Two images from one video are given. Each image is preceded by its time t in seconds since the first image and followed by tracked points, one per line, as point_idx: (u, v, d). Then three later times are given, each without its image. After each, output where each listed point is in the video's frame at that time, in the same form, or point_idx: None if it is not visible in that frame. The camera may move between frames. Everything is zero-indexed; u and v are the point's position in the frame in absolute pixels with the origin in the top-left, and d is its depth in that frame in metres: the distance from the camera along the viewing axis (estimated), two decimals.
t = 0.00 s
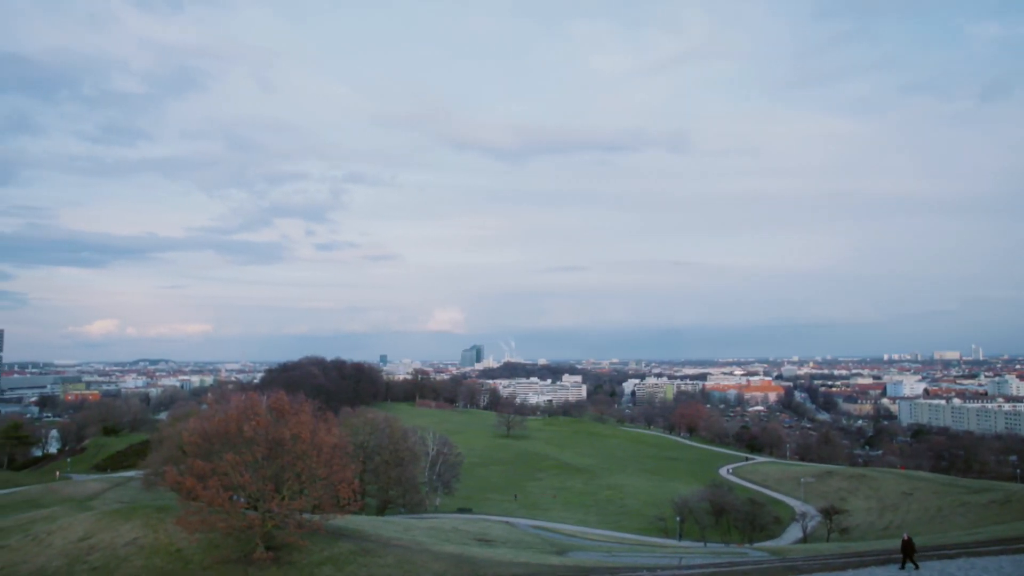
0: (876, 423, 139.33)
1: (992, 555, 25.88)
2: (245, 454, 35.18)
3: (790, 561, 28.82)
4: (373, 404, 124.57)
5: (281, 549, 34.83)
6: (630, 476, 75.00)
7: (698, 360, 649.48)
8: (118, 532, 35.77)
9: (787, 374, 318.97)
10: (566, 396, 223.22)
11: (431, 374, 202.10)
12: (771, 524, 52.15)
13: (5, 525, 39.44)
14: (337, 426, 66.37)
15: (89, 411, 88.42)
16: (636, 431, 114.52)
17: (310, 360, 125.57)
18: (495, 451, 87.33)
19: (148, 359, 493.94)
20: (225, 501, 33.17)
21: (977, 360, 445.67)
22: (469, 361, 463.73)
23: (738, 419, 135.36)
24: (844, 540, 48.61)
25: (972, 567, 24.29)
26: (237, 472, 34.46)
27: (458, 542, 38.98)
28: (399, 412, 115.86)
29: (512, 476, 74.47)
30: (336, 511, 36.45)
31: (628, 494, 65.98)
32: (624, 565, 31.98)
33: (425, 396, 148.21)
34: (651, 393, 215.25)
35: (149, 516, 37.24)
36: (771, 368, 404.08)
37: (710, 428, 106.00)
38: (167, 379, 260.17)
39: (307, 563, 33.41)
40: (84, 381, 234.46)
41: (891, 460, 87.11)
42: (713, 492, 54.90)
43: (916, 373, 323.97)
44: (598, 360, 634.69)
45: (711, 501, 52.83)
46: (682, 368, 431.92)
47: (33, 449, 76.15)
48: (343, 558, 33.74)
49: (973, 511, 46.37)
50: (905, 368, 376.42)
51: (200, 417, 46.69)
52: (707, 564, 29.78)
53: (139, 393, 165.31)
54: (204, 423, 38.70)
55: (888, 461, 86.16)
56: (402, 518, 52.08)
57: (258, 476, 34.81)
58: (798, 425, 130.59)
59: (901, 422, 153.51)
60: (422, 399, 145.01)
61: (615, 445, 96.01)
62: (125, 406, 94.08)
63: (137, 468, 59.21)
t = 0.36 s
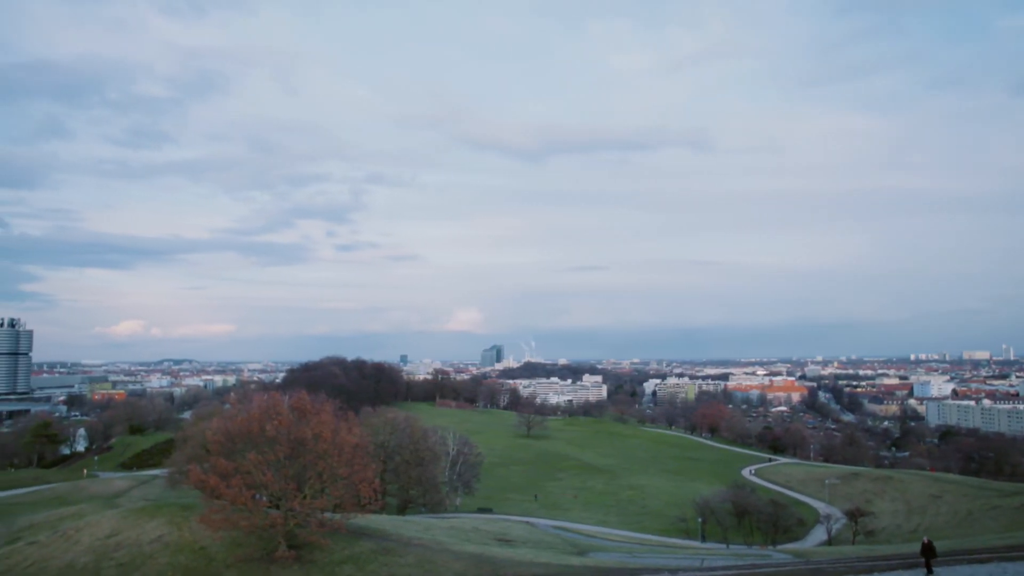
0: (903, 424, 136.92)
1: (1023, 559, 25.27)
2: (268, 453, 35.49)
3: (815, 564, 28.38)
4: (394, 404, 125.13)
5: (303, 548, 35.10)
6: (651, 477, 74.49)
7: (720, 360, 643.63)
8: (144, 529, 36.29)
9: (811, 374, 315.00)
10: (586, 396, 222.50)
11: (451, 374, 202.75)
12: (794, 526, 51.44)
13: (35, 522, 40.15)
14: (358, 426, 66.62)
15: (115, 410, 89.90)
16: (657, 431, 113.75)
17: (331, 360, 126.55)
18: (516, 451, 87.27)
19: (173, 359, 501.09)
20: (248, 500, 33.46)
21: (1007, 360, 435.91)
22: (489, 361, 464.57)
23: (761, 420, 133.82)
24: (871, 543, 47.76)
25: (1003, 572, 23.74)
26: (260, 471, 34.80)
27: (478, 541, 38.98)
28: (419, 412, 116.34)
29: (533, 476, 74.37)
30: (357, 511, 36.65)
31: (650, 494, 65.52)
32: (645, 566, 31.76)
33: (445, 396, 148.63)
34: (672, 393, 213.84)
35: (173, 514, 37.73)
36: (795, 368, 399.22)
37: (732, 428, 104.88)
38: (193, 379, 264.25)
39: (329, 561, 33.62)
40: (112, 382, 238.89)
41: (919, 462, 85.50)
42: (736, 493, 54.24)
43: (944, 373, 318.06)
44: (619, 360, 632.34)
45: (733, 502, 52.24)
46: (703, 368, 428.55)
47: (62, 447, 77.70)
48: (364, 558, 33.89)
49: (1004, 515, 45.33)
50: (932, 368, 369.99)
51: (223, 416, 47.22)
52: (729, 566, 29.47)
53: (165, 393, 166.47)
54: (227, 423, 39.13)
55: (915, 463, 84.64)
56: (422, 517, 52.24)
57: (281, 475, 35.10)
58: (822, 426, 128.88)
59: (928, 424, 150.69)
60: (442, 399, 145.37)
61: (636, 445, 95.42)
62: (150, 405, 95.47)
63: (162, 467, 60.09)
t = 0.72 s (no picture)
0: (928, 425, 134.67)
1: None
2: (287, 452, 35.71)
3: (838, 566, 27.93)
4: (412, 404, 125.53)
5: (322, 546, 35.34)
6: (669, 477, 73.96)
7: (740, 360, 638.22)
8: (167, 527, 36.78)
9: (833, 374, 311.15)
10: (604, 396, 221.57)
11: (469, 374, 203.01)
12: (815, 528, 50.77)
13: (60, 519, 40.77)
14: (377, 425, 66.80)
15: (138, 409, 91.21)
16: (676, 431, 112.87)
17: (349, 360, 127.36)
18: (534, 451, 87.16)
19: (195, 360, 507.85)
20: (267, 499, 33.71)
21: None
22: (508, 361, 464.78)
23: (783, 420, 132.33)
24: (895, 546, 46.91)
25: None
26: (280, 470, 35.04)
27: (496, 541, 38.95)
28: (437, 412, 116.62)
29: (551, 476, 74.27)
30: (376, 510, 36.78)
31: (669, 495, 65.06)
32: (664, 567, 31.51)
33: (463, 396, 148.86)
34: (691, 394, 212.33)
35: (195, 512, 38.23)
36: (816, 368, 394.43)
37: (753, 429, 103.69)
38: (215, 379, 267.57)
39: (348, 560, 33.78)
40: (136, 382, 242.61)
41: (944, 464, 84.02)
42: (756, 495, 53.65)
43: (971, 373, 312.55)
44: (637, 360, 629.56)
45: (753, 503, 51.65)
46: (723, 368, 425.42)
47: (86, 445, 79.01)
48: (383, 557, 34.01)
49: None
50: (958, 368, 363.51)
51: (243, 415, 47.67)
52: (750, 568, 29.10)
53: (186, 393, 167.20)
54: (247, 422, 39.44)
55: (940, 465, 83.18)
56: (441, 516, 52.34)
57: (300, 475, 35.28)
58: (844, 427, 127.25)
59: (954, 425, 148.13)
60: (461, 399, 145.54)
61: (655, 445, 94.80)
62: (172, 404, 96.69)
63: (184, 466, 60.83)
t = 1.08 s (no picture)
0: (957, 426, 132.03)
1: None
2: (310, 451, 35.89)
3: (864, 570, 27.48)
4: (432, 404, 125.89)
5: (344, 545, 35.57)
6: (692, 478, 73.29)
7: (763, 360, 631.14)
8: (192, 525, 37.29)
9: (859, 374, 306.40)
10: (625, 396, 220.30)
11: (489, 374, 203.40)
12: (841, 531, 49.92)
13: (89, 516, 41.55)
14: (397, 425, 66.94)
15: (162, 408, 92.62)
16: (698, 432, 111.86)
17: (370, 360, 128.09)
18: (554, 451, 87.01)
19: (218, 359, 513.83)
20: (290, 497, 33.92)
21: None
22: (529, 361, 464.52)
23: (807, 421, 130.51)
24: (923, 550, 45.95)
25: None
26: (301, 469, 35.27)
27: (517, 541, 38.85)
28: (457, 412, 116.93)
29: (571, 477, 74.04)
30: (397, 509, 36.90)
31: (691, 496, 64.46)
32: (686, 569, 31.28)
33: (483, 396, 148.97)
34: (713, 394, 210.28)
35: (219, 511, 38.77)
36: (841, 368, 388.69)
37: (776, 430, 102.42)
38: (239, 379, 271.23)
39: (369, 559, 33.95)
40: (162, 382, 246.84)
41: (974, 466, 82.34)
42: (780, 496, 52.92)
43: (1002, 373, 305.75)
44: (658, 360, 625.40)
45: (777, 505, 50.95)
46: (746, 368, 421.49)
47: (113, 444, 80.50)
48: (404, 555, 34.18)
49: None
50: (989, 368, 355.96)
51: (266, 415, 48.07)
52: (773, 570, 28.75)
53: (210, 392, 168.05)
54: (270, 421, 39.75)
55: (969, 467, 81.51)
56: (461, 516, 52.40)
57: (322, 474, 35.46)
58: (870, 428, 125.35)
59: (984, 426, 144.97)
60: (481, 399, 145.59)
61: (676, 446, 94.05)
62: (196, 404, 98.02)
63: (207, 464, 61.68)
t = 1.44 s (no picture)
0: (986, 428, 129.34)
1: None
2: (329, 450, 36.01)
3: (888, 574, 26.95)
4: (452, 404, 126.11)
5: (363, 544, 35.71)
6: (712, 479, 72.57)
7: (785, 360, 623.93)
8: (214, 523, 37.71)
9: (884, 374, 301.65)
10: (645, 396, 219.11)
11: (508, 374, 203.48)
12: (866, 533, 49.07)
13: (114, 513, 42.20)
14: (417, 424, 67.03)
15: (185, 408, 93.90)
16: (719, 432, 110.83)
17: (390, 360, 128.69)
18: (574, 451, 86.78)
19: (239, 359, 519.33)
20: (310, 496, 34.09)
21: None
22: (548, 360, 463.76)
23: (831, 421, 128.92)
24: (951, 554, 44.97)
25: None
26: (322, 468, 35.46)
27: (536, 542, 38.81)
28: (477, 412, 117.10)
29: (591, 477, 73.76)
30: (416, 509, 36.94)
31: (712, 497, 63.91)
32: (706, 571, 30.94)
33: (503, 396, 149.01)
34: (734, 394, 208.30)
35: (241, 510, 39.16)
36: (865, 368, 383.30)
37: (799, 430, 101.10)
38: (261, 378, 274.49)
39: (388, 558, 34.01)
40: (185, 381, 250.47)
41: (1003, 468, 80.54)
42: (803, 498, 52.18)
43: None
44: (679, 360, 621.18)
45: (800, 507, 50.22)
46: (768, 368, 416.97)
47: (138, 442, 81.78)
48: (423, 555, 34.22)
49: None
50: (1018, 369, 348.69)
51: (286, 414, 48.44)
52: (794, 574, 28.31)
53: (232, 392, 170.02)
54: (290, 421, 40.01)
55: (999, 470, 79.74)
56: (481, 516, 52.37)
57: (342, 473, 35.57)
58: (895, 429, 123.22)
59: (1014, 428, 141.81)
60: (500, 399, 145.62)
61: (697, 447, 93.23)
62: (219, 404, 99.17)
63: (229, 463, 62.37)
